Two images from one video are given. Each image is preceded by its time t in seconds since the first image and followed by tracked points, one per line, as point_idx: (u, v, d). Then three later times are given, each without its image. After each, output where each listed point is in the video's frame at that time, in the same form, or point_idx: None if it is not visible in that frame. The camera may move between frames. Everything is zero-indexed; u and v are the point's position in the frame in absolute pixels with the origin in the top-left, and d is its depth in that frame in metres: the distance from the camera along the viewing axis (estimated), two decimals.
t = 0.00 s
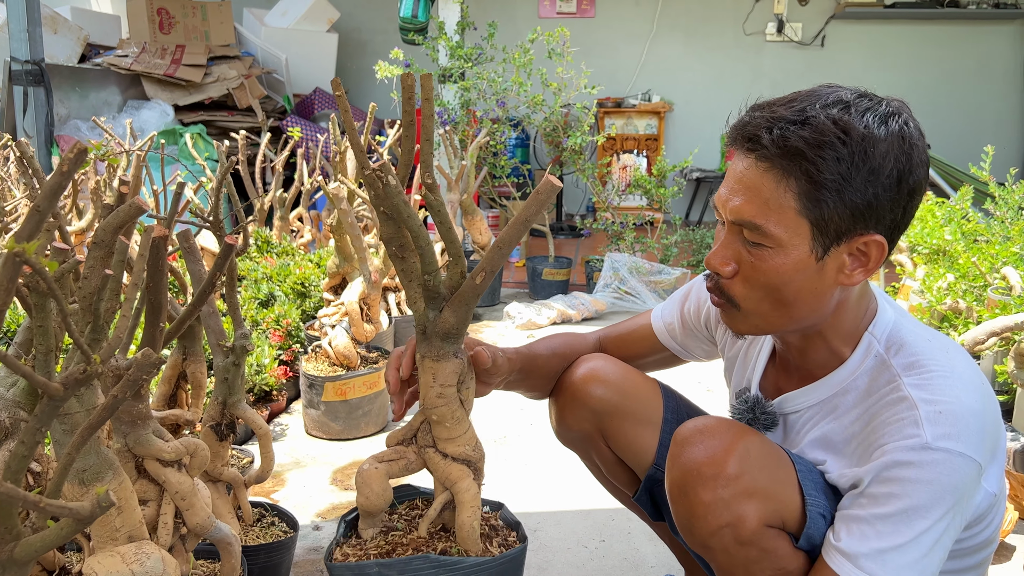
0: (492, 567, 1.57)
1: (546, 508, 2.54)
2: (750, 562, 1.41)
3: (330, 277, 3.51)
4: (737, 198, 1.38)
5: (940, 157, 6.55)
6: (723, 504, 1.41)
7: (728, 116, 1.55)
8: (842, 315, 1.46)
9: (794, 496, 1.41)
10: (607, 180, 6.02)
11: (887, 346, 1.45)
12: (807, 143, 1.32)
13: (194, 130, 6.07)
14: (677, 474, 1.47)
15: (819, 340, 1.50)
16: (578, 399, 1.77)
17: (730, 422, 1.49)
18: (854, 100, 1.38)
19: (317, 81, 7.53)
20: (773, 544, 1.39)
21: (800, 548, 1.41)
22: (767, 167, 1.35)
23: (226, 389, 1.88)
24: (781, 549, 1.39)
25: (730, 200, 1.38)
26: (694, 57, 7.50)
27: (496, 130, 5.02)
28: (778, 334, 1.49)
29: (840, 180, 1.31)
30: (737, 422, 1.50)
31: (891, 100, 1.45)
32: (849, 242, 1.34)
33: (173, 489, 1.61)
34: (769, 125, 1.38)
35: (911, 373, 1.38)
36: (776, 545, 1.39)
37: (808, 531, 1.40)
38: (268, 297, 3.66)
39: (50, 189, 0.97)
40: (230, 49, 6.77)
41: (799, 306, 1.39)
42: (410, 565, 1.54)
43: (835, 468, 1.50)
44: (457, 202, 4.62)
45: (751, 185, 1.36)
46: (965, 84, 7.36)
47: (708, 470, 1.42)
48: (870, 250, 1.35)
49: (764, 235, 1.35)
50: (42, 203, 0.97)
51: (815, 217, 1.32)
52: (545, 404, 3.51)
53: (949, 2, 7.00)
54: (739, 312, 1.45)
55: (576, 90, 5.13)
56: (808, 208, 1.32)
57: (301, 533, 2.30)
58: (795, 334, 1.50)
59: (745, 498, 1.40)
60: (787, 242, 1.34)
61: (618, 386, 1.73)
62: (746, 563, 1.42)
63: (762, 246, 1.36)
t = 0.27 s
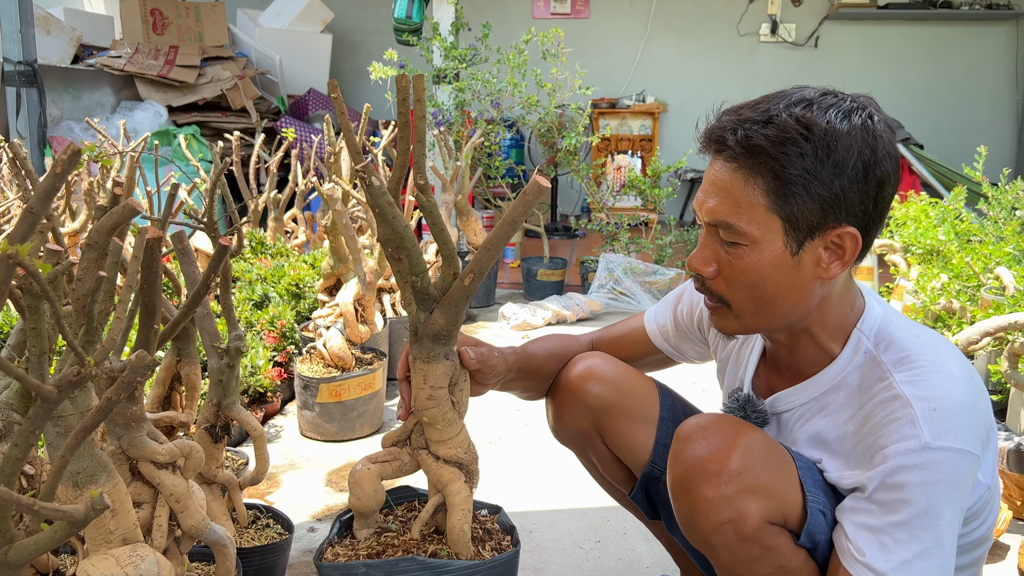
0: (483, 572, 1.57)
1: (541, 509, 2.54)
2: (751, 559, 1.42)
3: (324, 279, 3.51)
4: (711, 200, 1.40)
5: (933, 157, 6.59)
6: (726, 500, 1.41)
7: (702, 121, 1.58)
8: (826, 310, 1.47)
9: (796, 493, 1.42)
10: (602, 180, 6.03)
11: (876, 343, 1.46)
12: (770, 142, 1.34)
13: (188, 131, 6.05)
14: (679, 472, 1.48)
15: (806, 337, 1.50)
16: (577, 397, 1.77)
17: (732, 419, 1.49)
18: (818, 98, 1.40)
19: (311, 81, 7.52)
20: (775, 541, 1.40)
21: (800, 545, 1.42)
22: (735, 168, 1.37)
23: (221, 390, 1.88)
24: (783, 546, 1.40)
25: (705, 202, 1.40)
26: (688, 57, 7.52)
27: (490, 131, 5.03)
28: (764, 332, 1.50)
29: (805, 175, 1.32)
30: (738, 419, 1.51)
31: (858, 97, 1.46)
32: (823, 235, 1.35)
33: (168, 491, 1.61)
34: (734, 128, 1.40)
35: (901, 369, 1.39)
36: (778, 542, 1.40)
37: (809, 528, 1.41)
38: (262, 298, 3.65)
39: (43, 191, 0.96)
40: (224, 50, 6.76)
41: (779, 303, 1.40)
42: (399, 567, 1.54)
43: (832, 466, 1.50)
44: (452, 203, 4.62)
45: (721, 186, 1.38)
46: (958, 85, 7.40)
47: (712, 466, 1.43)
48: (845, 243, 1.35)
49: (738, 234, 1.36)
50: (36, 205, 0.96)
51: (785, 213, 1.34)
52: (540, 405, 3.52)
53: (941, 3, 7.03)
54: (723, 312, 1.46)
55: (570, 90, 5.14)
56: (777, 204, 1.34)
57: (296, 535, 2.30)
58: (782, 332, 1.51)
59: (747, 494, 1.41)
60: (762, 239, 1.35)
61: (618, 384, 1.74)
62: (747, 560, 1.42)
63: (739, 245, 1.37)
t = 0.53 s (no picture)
0: None
1: (538, 510, 2.55)
2: (749, 559, 1.42)
3: (321, 281, 3.51)
4: (687, 201, 1.42)
5: (928, 159, 6.61)
6: (723, 499, 1.42)
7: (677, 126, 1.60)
8: (814, 301, 1.46)
9: (793, 492, 1.42)
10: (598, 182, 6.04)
11: (870, 334, 1.46)
12: (733, 138, 1.36)
13: (183, 133, 6.05)
14: (677, 472, 1.48)
15: (798, 330, 1.50)
16: (575, 398, 1.77)
17: (728, 418, 1.49)
18: (780, 94, 1.41)
19: (307, 84, 7.52)
20: (772, 541, 1.40)
21: (798, 544, 1.42)
22: (703, 166, 1.40)
23: (218, 392, 1.87)
24: (780, 545, 1.41)
25: (682, 204, 1.42)
26: (684, 59, 7.54)
27: (487, 132, 5.04)
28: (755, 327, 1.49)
29: (771, 166, 1.33)
30: (734, 418, 1.51)
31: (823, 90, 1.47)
32: (798, 224, 1.35)
33: (164, 494, 1.60)
34: (701, 130, 1.43)
35: (896, 358, 1.40)
36: (776, 542, 1.41)
37: (808, 526, 1.41)
38: (258, 300, 3.65)
39: (40, 193, 0.96)
40: (220, 52, 6.75)
41: (763, 294, 1.40)
42: (376, 564, 1.57)
43: (830, 462, 1.50)
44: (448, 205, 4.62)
45: (694, 185, 1.40)
46: (952, 87, 7.43)
47: (709, 465, 1.43)
48: (820, 230, 1.35)
49: (715, 231, 1.38)
50: (32, 207, 0.96)
51: (758, 205, 1.35)
52: (537, 407, 3.52)
53: (936, 5, 7.06)
54: (712, 309, 1.47)
55: (567, 92, 5.15)
56: (748, 198, 1.35)
57: (292, 537, 2.30)
58: (772, 327, 1.50)
59: (745, 494, 1.41)
60: (739, 233, 1.36)
61: (615, 385, 1.74)
62: (745, 560, 1.43)
63: (718, 242, 1.38)
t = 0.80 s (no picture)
0: None
1: (535, 512, 2.55)
2: (746, 560, 1.42)
3: (317, 283, 3.51)
4: (687, 186, 1.44)
5: (923, 162, 6.64)
6: (719, 502, 1.41)
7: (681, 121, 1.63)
8: (811, 293, 1.45)
9: (789, 494, 1.42)
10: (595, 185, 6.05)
11: (867, 328, 1.46)
12: (728, 124, 1.39)
13: (180, 136, 6.04)
14: (673, 474, 1.48)
15: (797, 321, 1.49)
16: (573, 400, 1.77)
17: (724, 420, 1.49)
18: (779, 86, 1.44)
19: (304, 86, 7.52)
20: (768, 543, 1.40)
21: (794, 546, 1.41)
22: (701, 153, 1.42)
23: (214, 395, 1.87)
24: (777, 547, 1.40)
25: (680, 190, 1.44)
26: (680, 61, 7.56)
27: (484, 135, 5.04)
28: (752, 318, 1.49)
29: (765, 151, 1.35)
30: (730, 419, 1.50)
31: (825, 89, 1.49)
32: (791, 211, 1.36)
33: (161, 497, 1.60)
34: (699, 119, 1.46)
35: (891, 350, 1.40)
36: (772, 544, 1.40)
37: (803, 528, 1.40)
38: (255, 303, 3.65)
39: (35, 196, 0.95)
40: (217, 54, 6.75)
41: (757, 281, 1.40)
42: (343, 558, 1.64)
43: (829, 457, 1.49)
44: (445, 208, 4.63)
45: (693, 170, 1.42)
46: (948, 90, 7.45)
47: (704, 468, 1.43)
48: (813, 217, 1.35)
49: (711, 215, 1.39)
50: (28, 209, 0.95)
51: (751, 189, 1.36)
52: (534, 409, 3.52)
53: (932, 8, 7.09)
54: (708, 297, 1.47)
55: (564, 95, 5.16)
56: (742, 181, 1.36)
57: (289, 540, 2.29)
58: (771, 317, 1.49)
59: (741, 496, 1.41)
60: (733, 217, 1.37)
61: (613, 387, 1.74)
62: (741, 562, 1.43)
63: (713, 226, 1.39)
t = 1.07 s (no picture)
0: None
1: (533, 517, 2.54)
2: None
3: (315, 287, 3.51)
4: (687, 191, 1.44)
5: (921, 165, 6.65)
6: (713, 521, 1.41)
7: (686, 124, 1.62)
8: (815, 301, 1.44)
9: (783, 510, 1.42)
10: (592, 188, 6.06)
11: (876, 336, 1.45)
12: (730, 130, 1.39)
13: (178, 140, 6.04)
14: (666, 492, 1.47)
15: (801, 327, 1.47)
16: (552, 399, 1.80)
17: (716, 435, 1.47)
18: (784, 91, 1.43)
19: (302, 90, 7.53)
20: (763, 560, 1.42)
21: (789, 561, 1.42)
22: (703, 159, 1.42)
23: (211, 400, 1.87)
24: (772, 563, 1.42)
25: (681, 195, 1.45)
26: (677, 65, 7.57)
27: (481, 139, 5.05)
28: (753, 324, 1.48)
29: (766, 158, 1.34)
30: (724, 434, 1.49)
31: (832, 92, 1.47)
32: (792, 219, 1.35)
33: (157, 503, 1.60)
34: (703, 124, 1.45)
35: (905, 359, 1.39)
36: (766, 560, 1.42)
37: (798, 545, 1.40)
38: (252, 307, 3.65)
39: (31, 201, 0.95)
40: (215, 58, 6.75)
41: (757, 288, 1.39)
42: (349, 570, 1.65)
43: (841, 466, 1.47)
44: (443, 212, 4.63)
45: (694, 177, 1.43)
46: (945, 93, 7.47)
47: (699, 486, 1.42)
48: (814, 225, 1.34)
49: (709, 220, 1.39)
50: (24, 216, 0.95)
51: (751, 196, 1.36)
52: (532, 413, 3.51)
53: (928, 12, 7.11)
54: (708, 303, 1.47)
55: (561, 98, 5.16)
56: (742, 188, 1.36)
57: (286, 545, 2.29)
58: (773, 324, 1.48)
59: (735, 514, 1.41)
60: (732, 223, 1.37)
61: (590, 387, 1.77)
62: None
63: (711, 231, 1.39)
